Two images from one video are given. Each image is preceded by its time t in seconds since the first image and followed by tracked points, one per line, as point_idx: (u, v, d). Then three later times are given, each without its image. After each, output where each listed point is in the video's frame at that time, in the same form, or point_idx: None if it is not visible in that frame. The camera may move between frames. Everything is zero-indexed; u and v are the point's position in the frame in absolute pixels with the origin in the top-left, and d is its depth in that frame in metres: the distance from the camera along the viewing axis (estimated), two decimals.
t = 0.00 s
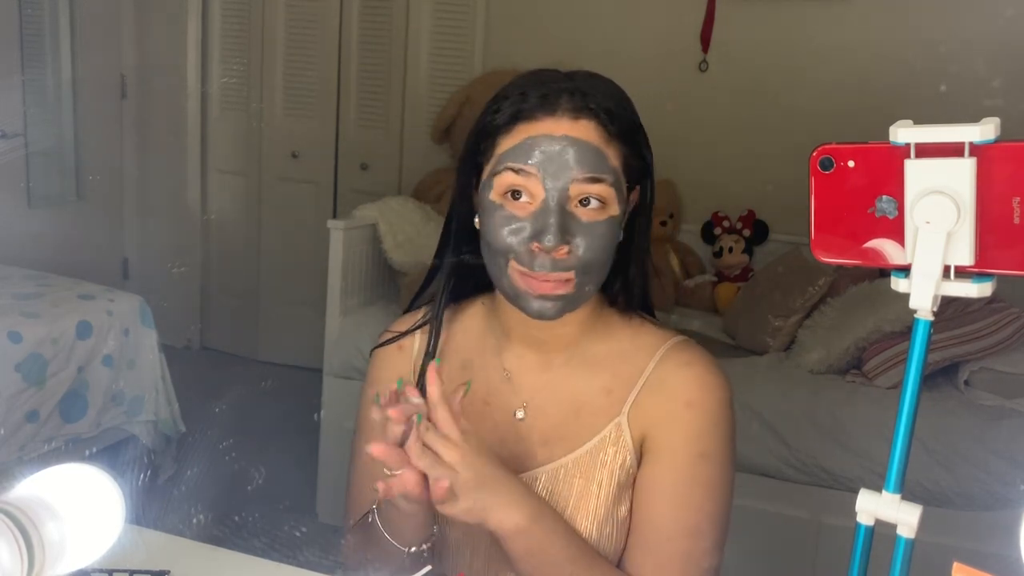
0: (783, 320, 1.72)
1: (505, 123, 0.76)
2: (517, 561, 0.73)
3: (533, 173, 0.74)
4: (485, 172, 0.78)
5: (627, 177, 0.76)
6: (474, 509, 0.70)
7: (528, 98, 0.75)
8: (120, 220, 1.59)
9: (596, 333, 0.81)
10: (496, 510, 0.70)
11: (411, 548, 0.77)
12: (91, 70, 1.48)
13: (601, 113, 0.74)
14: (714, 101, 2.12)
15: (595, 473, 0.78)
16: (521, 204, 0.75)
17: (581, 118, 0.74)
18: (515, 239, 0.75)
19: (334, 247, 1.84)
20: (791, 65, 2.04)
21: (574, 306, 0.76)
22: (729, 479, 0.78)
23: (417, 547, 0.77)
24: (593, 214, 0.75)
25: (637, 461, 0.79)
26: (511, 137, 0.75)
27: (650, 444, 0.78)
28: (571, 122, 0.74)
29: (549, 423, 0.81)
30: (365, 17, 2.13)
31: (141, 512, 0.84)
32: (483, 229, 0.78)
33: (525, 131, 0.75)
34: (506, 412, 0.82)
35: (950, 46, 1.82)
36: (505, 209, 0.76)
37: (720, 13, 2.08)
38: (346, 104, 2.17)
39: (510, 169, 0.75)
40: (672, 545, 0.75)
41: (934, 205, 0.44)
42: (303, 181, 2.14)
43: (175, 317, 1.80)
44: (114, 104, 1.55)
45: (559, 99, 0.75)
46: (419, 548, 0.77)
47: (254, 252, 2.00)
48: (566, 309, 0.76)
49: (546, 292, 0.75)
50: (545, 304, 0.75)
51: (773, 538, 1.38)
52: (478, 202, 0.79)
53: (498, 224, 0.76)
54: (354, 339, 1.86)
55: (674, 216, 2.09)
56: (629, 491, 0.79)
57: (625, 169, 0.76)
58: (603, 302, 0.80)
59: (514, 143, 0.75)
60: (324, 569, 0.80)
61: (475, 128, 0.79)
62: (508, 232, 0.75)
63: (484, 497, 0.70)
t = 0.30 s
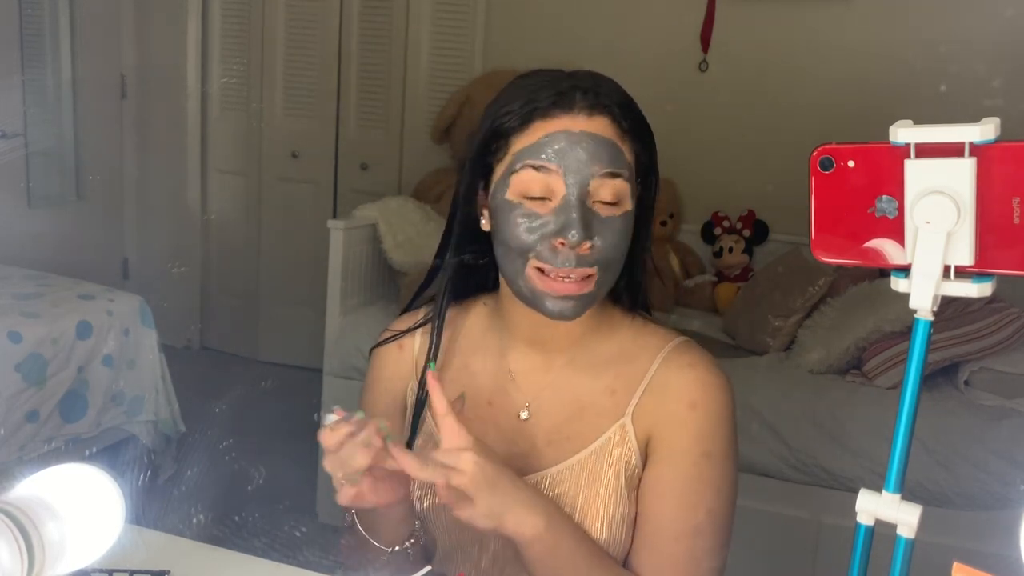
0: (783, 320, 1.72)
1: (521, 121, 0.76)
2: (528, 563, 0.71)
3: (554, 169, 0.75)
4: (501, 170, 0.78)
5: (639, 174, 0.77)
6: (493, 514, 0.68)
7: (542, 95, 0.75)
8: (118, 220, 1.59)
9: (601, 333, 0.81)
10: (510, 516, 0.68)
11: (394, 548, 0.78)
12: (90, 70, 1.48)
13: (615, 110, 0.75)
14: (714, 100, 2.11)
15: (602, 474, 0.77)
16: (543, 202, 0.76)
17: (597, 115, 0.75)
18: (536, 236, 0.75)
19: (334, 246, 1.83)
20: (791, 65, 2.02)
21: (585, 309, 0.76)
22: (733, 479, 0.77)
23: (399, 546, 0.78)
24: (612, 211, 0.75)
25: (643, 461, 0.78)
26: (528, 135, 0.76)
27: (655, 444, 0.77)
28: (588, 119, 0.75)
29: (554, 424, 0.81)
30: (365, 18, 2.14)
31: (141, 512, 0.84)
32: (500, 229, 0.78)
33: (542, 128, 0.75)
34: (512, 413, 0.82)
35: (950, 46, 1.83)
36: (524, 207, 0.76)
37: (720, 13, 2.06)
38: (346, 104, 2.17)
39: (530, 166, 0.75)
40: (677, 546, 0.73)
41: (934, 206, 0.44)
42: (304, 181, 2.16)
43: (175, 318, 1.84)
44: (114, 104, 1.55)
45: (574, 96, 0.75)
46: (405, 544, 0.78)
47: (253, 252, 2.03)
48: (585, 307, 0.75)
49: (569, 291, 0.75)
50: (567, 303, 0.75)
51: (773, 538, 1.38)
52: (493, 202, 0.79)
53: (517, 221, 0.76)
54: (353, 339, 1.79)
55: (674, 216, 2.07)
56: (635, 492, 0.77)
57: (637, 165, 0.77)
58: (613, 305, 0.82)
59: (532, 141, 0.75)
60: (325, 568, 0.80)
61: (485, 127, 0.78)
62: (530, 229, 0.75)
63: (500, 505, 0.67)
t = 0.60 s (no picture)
0: (783, 320, 1.72)
1: (533, 116, 0.76)
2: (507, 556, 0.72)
3: (566, 162, 0.75)
4: (513, 164, 0.78)
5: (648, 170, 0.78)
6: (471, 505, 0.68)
7: (554, 91, 0.76)
8: (119, 221, 1.58)
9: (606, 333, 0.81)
10: (491, 506, 0.68)
11: (416, 548, 0.76)
12: (91, 70, 1.48)
13: (626, 106, 0.76)
14: (714, 100, 2.11)
15: (600, 468, 0.77)
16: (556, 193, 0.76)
17: (608, 110, 0.75)
18: (547, 226, 0.75)
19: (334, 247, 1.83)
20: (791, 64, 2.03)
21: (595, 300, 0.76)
22: (728, 480, 0.77)
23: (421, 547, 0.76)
24: (622, 204, 0.76)
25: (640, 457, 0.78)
26: (541, 129, 0.76)
27: (653, 440, 0.77)
28: (599, 114, 0.75)
29: (555, 421, 0.81)
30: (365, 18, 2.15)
31: (141, 511, 0.84)
32: (512, 222, 0.78)
33: (554, 122, 0.75)
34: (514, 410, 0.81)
35: (950, 46, 1.83)
36: (535, 199, 0.77)
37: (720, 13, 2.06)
38: (346, 103, 2.18)
39: (542, 159, 0.76)
40: (669, 541, 0.73)
41: (934, 206, 0.44)
42: (304, 181, 2.15)
43: (175, 317, 1.80)
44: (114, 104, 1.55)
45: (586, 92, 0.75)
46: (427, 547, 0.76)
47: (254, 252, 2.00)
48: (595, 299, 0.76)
49: (580, 281, 0.75)
50: (579, 293, 0.75)
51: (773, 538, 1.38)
52: (505, 198, 0.79)
53: (530, 213, 0.76)
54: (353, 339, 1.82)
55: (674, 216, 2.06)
56: (630, 488, 0.77)
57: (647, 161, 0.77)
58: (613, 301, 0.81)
59: (543, 135, 0.75)
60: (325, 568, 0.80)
61: (497, 122, 0.78)
62: (541, 222, 0.76)
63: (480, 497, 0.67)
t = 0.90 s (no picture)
0: (783, 320, 1.72)
1: (529, 118, 0.76)
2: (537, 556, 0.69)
3: (556, 165, 0.74)
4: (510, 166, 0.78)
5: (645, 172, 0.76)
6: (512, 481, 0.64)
7: (550, 93, 0.75)
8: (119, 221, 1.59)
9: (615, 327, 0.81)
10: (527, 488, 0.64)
11: (411, 546, 0.75)
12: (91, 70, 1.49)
13: (621, 108, 0.75)
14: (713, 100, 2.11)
15: (602, 461, 0.76)
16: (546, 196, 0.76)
17: (602, 112, 0.74)
18: (539, 229, 0.75)
19: (334, 247, 1.82)
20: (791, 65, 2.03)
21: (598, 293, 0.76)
22: (729, 480, 0.75)
23: (416, 545, 0.75)
24: (615, 206, 0.75)
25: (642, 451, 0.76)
26: (536, 131, 0.75)
27: (654, 434, 0.76)
28: (593, 116, 0.74)
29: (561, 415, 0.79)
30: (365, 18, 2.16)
31: (141, 511, 0.84)
32: (509, 223, 0.78)
33: (548, 124, 0.75)
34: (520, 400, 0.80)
35: (950, 46, 1.83)
36: (528, 202, 0.76)
37: (720, 13, 2.07)
38: (346, 104, 2.18)
39: (534, 162, 0.75)
40: (666, 534, 0.72)
41: (934, 205, 0.44)
42: (304, 181, 2.13)
43: (174, 317, 1.83)
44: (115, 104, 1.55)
45: (581, 94, 0.75)
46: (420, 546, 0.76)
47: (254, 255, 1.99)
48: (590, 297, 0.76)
49: (571, 278, 0.75)
50: (571, 292, 0.75)
51: (773, 538, 1.38)
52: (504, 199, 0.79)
53: (523, 216, 0.76)
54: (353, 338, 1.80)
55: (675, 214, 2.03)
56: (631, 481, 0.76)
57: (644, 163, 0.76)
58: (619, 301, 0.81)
59: (537, 138, 0.75)
60: (325, 568, 0.80)
61: (499, 123, 0.79)
62: (531, 223, 0.76)
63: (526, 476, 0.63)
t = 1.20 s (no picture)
0: (783, 320, 1.71)
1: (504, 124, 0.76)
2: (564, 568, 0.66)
3: (511, 170, 0.74)
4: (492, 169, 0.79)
5: (613, 181, 0.74)
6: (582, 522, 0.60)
7: (529, 97, 0.76)
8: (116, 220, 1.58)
9: (613, 324, 0.80)
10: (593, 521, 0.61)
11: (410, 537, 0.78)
12: (91, 70, 1.50)
13: (586, 115, 0.73)
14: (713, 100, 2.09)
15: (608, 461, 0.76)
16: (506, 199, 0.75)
17: (566, 118, 0.74)
18: (493, 230, 0.75)
19: (335, 248, 1.81)
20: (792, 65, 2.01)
21: (555, 294, 0.75)
22: (736, 479, 0.75)
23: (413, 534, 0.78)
24: (569, 213, 0.74)
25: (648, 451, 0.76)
26: (505, 137, 0.76)
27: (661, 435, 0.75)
28: (556, 121, 0.74)
29: (567, 415, 0.78)
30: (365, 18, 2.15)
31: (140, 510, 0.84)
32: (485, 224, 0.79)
33: (516, 131, 0.75)
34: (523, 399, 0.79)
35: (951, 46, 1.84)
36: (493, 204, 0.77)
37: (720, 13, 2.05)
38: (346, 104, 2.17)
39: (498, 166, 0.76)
40: (676, 536, 0.72)
41: (934, 206, 0.44)
42: (304, 181, 2.18)
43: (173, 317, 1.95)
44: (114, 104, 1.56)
45: (553, 99, 0.75)
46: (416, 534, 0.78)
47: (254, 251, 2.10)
48: (548, 298, 0.75)
49: (523, 279, 0.74)
50: (525, 291, 0.75)
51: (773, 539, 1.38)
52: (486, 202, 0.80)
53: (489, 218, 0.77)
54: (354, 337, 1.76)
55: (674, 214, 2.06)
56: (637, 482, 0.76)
57: (609, 172, 0.74)
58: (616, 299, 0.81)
59: (505, 141, 0.76)
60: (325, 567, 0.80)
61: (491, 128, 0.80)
62: (490, 225, 0.76)
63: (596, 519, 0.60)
